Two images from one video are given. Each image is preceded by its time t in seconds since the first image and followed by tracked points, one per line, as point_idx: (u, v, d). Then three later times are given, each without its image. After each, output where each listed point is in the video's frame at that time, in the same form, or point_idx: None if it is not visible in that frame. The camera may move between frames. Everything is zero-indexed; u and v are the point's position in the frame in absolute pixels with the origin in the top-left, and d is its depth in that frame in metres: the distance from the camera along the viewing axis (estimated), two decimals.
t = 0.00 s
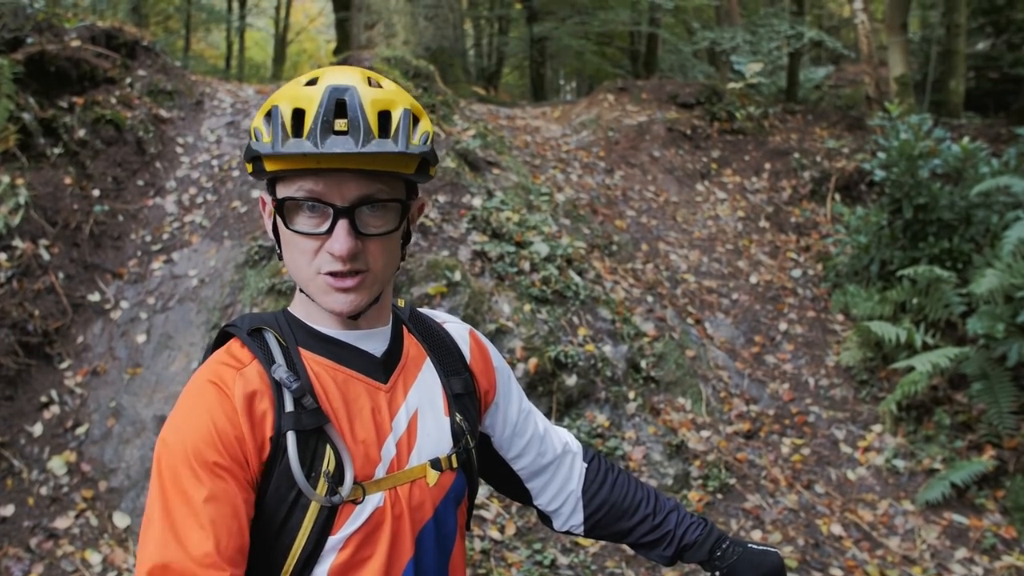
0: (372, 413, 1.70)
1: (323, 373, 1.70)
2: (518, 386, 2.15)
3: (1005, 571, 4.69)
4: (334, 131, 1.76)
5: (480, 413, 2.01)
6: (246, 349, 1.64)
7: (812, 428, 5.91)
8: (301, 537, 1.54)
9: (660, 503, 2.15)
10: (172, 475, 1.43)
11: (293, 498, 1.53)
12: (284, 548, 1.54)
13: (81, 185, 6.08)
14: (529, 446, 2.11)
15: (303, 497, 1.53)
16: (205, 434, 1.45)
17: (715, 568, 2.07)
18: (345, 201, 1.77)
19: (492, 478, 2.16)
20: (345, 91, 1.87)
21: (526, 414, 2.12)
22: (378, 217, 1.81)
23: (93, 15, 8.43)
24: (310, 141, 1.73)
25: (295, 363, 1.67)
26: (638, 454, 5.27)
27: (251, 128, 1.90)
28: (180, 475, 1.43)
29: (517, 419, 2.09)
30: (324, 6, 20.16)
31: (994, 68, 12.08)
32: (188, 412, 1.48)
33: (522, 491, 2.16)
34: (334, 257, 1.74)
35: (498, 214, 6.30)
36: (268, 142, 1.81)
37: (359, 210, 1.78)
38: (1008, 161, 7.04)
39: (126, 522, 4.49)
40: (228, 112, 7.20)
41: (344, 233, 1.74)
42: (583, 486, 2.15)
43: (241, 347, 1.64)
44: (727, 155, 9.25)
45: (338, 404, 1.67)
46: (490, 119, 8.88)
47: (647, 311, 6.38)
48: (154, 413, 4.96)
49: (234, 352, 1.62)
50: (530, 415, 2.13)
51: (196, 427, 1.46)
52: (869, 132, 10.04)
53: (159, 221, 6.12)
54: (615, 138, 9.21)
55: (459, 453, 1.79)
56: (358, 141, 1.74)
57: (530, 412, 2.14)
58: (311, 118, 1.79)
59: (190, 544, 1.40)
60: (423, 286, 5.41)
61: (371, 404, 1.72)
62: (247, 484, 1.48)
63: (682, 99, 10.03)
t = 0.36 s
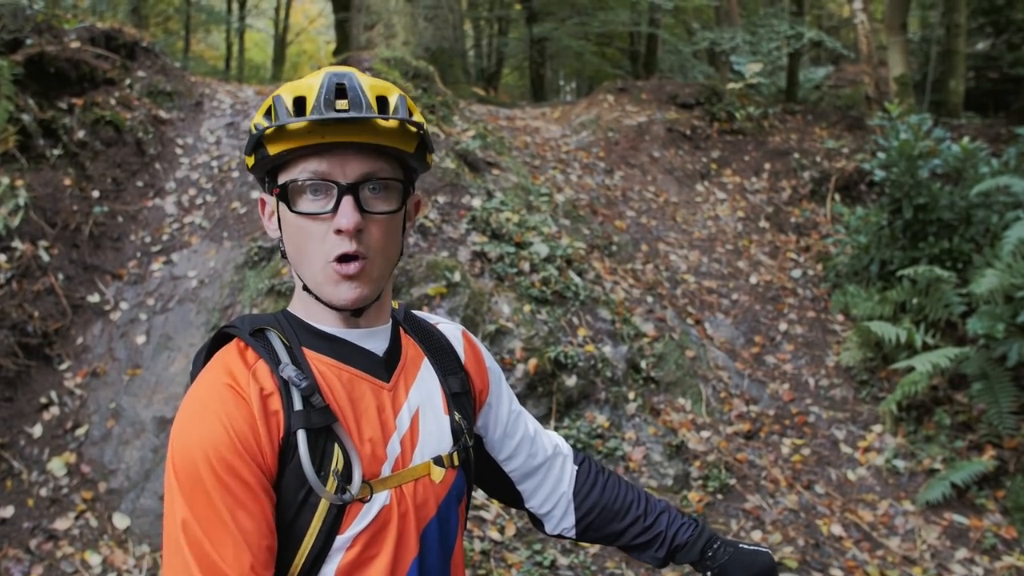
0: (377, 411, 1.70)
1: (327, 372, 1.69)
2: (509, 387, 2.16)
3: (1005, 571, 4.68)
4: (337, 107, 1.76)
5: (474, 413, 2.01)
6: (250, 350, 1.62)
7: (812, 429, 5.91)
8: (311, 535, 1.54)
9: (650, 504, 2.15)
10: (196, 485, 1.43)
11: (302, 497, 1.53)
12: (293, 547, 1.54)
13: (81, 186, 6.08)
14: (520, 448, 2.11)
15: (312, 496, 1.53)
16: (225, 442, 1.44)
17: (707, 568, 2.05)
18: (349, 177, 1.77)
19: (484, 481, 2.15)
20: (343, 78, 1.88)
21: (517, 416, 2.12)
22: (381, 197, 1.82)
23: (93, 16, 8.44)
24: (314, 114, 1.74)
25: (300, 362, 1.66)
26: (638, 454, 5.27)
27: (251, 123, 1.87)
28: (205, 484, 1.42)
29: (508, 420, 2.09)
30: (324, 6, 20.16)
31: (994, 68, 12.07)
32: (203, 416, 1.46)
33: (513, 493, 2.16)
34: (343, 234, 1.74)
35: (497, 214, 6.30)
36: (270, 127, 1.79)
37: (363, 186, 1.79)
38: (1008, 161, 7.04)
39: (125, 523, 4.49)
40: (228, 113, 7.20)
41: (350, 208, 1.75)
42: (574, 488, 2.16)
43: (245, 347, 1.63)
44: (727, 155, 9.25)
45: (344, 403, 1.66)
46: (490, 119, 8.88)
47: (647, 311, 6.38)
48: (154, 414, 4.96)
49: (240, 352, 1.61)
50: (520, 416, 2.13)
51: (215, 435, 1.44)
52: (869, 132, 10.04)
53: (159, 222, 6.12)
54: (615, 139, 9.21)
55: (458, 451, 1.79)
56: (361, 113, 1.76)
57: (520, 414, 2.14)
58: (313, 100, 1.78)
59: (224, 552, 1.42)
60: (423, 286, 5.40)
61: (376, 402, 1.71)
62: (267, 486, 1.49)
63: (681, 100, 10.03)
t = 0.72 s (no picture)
0: (371, 412, 1.70)
1: (321, 372, 1.69)
2: (502, 388, 2.16)
3: (1005, 572, 4.68)
4: (357, 117, 1.77)
5: (469, 414, 2.01)
6: (242, 351, 1.62)
7: (812, 429, 5.91)
8: (303, 539, 1.53)
9: (643, 505, 2.15)
10: (165, 487, 1.44)
11: (296, 497, 1.53)
12: (285, 549, 1.53)
13: (80, 186, 6.08)
14: (514, 449, 2.10)
15: (306, 496, 1.53)
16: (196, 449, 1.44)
17: (699, 568, 2.06)
18: (361, 188, 1.78)
19: (477, 481, 2.15)
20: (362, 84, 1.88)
21: (510, 418, 2.12)
22: (390, 208, 1.83)
23: (93, 16, 8.44)
24: (336, 124, 1.74)
25: (293, 362, 1.67)
26: (637, 455, 5.26)
27: (261, 119, 1.87)
28: (172, 488, 1.43)
29: (502, 422, 2.09)
30: (324, 6, 20.12)
31: (994, 69, 12.07)
32: (181, 419, 1.47)
33: (506, 495, 2.15)
34: (349, 244, 1.75)
35: (497, 215, 6.30)
36: (286, 128, 1.79)
37: (375, 198, 1.79)
38: (1008, 162, 7.05)
39: (124, 523, 4.48)
40: (228, 114, 7.20)
41: (361, 220, 1.75)
42: (567, 489, 2.16)
43: (236, 349, 1.63)
44: (727, 156, 9.25)
45: (337, 404, 1.66)
46: (490, 120, 8.89)
47: (647, 312, 6.39)
48: (153, 414, 4.96)
49: (230, 355, 1.61)
50: (513, 418, 2.13)
51: (188, 440, 1.44)
52: (869, 133, 10.04)
53: (158, 222, 6.12)
54: (615, 139, 9.22)
55: (453, 451, 1.79)
56: (384, 126, 1.77)
57: (513, 415, 2.14)
58: (333, 105, 1.79)
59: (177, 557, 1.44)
60: (422, 287, 5.40)
61: (369, 403, 1.71)
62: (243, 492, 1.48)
63: (681, 100, 10.03)
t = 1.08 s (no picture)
0: (368, 408, 1.70)
1: (318, 368, 1.69)
2: (506, 386, 2.16)
3: (1004, 572, 4.68)
4: (365, 120, 1.78)
5: (470, 413, 2.01)
6: (241, 344, 1.63)
7: (811, 429, 5.91)
8: (298, 530, 1.54)
9: (649, 505, 2.15)
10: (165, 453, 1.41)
11: (288, 491, 1.52)
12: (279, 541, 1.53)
13: (79, 188, 6.08)
14: (517, 448, 2.11)
15: (299, 491, 1.53)
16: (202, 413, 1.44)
17: (707, 569, 2.07)
18: (366, 190, 1.78)
19: (480, 479, 2.15)
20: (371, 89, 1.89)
21: (514, 416, 2.12)
22: (394, 211, 1.83)
23: (92, 18, 8.44)
24: (344, 124, 1.74)
25: (291, 359, 1.67)
26: (637, 455, 5.27)
27: (270, 118, 1.88)
28: (172, 453, 1.40)
29: (505, 420, 2.09)
30: (323, 7, 20.09)
31: (993, 69, 12.07)
32: (184, 397, 1.48)
33: (511, 493, 2.16)
34: (352, 245, 1.75)
35: (496, 216, 6.30)
36: (294, 128, 1.79)
37: (379, 200, 1.80)
38: (1007, 162, 7.05)
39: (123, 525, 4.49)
40: (226, 115, 7.20)
41: (365, 222, 1.76)
42: (572, 488, 2.16)
43: (236, 341, 1.64)
44: (726, 157, 9.26)
45: (333, 399, 1.66)
46: (489, 120, 8.90)
47: (646, 312, 6.39)
48: (152, 416, 4.96)
49: (230, 345, 1.62)
50: (517, 417, 2.13)
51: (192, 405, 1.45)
52: (868, 133, 10.04)
53: (157, 223, 6.13)
54: (614, 140, 9.22)
55: (451, 449, 1.79)
56: (391, 130, 1.78)
57: (518, 413, 2.14)
58: (341, 107, 1.80)
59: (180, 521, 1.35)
60: (421, 288, 5.41)
61: (366, 399, 1.72)
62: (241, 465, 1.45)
63: (680, 101, 10.03)
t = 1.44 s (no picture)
0: (372, 411, 1.70)
1: (321, 371, 1.69)
2: (507, 387, 2.15)
3: (1004, 572, 4.68)
4: (314, 115, 1.78)
5: (471, 413, 2.01)
6: (245, 351, 1.63)
7: (810, 430, 5.91)
8: (302, 534, 1.55)
9: (649, 505, 2.15)
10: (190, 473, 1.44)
11: (293, 495, 1.54)
12: (285, 544, 1.55)
13: (79, 188, 6.09)
14: (518, 448, 2.11)
15: (304, 495, 1.54)
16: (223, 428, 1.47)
17: (706, 569, 2.06)
18: (329, 186, 1.77)
19: (481, 479, 2.16)
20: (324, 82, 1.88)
21: (515, 416, 2.13)
22: (365, 203, 1.81)
23: (92, 18, 8.45)
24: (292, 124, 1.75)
25: (294, 362, 1.67)
26: (636, 455, 5.27)
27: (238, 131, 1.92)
28: (202, 476, 1.43)
29: (505, 421, 2.10)
30: (323, 8, 20.11)
31: (994, 70, 12.06)
32: (201, 414, 1.48)
33: (511, 493, 2.16)
34: (323, 241, 1.74)
35: (496, 216, 6.30)
36: (253, 136, 1.82)
37: (345, 195, 1.79)
38: (1007, 163, 7.06)
39: (123, 525, 4.49)
40: (226, 115, 7.19)
41: (331, 216, 1.75)
42: (572, 488, 2.16)
43: (240, 346, 1.63)
44: (726, 157, 9.27)
45: (338, 403, 1.66)
46: (489, 121, 8.90)
47: (645, 313, 6.39)
48: (151, 416, 4.96)
49: (235, 352, 1.62)
50: (518, 417, 2.13)
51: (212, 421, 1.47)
52: (867, 134, 10.04)
53: (157, 224, 6.13)
54: (614, 140, 9.22)
55: (453, 451, 1.79)
56: (339, 121, 1.76)
57: (518, 414, 2.14)
58: (292, 107, 1.81)
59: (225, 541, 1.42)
60: (421, 288, 5.41)
61: (370, 403, 1.71)
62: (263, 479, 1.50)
63: (680, 101, 10.03)
